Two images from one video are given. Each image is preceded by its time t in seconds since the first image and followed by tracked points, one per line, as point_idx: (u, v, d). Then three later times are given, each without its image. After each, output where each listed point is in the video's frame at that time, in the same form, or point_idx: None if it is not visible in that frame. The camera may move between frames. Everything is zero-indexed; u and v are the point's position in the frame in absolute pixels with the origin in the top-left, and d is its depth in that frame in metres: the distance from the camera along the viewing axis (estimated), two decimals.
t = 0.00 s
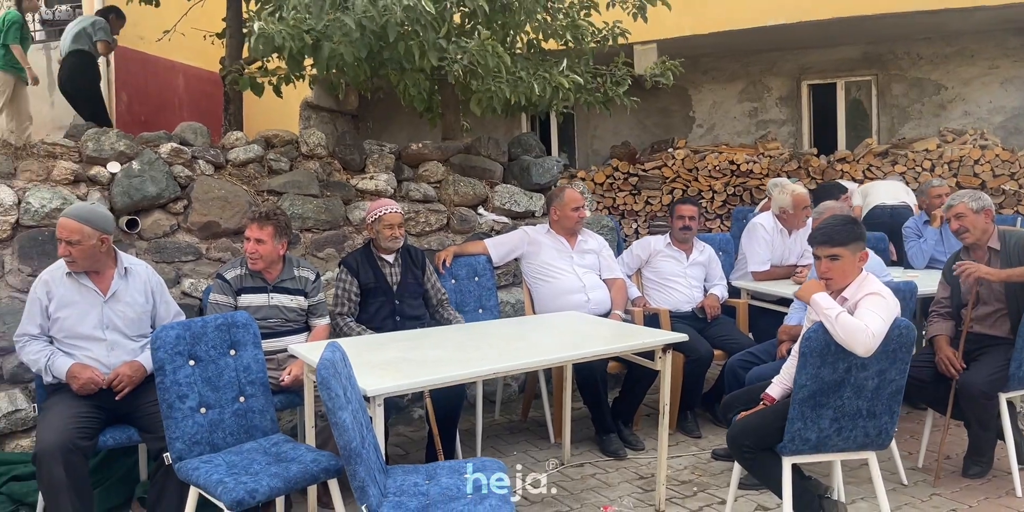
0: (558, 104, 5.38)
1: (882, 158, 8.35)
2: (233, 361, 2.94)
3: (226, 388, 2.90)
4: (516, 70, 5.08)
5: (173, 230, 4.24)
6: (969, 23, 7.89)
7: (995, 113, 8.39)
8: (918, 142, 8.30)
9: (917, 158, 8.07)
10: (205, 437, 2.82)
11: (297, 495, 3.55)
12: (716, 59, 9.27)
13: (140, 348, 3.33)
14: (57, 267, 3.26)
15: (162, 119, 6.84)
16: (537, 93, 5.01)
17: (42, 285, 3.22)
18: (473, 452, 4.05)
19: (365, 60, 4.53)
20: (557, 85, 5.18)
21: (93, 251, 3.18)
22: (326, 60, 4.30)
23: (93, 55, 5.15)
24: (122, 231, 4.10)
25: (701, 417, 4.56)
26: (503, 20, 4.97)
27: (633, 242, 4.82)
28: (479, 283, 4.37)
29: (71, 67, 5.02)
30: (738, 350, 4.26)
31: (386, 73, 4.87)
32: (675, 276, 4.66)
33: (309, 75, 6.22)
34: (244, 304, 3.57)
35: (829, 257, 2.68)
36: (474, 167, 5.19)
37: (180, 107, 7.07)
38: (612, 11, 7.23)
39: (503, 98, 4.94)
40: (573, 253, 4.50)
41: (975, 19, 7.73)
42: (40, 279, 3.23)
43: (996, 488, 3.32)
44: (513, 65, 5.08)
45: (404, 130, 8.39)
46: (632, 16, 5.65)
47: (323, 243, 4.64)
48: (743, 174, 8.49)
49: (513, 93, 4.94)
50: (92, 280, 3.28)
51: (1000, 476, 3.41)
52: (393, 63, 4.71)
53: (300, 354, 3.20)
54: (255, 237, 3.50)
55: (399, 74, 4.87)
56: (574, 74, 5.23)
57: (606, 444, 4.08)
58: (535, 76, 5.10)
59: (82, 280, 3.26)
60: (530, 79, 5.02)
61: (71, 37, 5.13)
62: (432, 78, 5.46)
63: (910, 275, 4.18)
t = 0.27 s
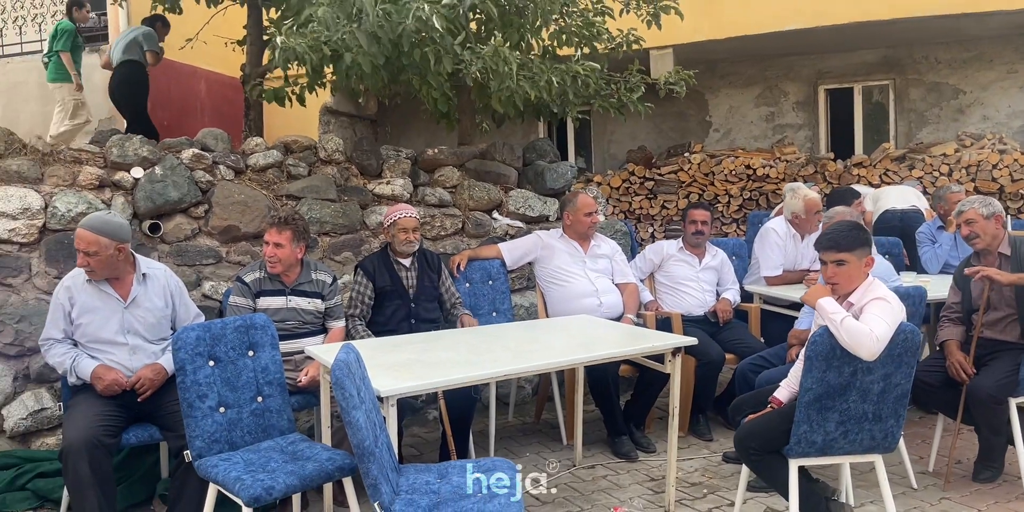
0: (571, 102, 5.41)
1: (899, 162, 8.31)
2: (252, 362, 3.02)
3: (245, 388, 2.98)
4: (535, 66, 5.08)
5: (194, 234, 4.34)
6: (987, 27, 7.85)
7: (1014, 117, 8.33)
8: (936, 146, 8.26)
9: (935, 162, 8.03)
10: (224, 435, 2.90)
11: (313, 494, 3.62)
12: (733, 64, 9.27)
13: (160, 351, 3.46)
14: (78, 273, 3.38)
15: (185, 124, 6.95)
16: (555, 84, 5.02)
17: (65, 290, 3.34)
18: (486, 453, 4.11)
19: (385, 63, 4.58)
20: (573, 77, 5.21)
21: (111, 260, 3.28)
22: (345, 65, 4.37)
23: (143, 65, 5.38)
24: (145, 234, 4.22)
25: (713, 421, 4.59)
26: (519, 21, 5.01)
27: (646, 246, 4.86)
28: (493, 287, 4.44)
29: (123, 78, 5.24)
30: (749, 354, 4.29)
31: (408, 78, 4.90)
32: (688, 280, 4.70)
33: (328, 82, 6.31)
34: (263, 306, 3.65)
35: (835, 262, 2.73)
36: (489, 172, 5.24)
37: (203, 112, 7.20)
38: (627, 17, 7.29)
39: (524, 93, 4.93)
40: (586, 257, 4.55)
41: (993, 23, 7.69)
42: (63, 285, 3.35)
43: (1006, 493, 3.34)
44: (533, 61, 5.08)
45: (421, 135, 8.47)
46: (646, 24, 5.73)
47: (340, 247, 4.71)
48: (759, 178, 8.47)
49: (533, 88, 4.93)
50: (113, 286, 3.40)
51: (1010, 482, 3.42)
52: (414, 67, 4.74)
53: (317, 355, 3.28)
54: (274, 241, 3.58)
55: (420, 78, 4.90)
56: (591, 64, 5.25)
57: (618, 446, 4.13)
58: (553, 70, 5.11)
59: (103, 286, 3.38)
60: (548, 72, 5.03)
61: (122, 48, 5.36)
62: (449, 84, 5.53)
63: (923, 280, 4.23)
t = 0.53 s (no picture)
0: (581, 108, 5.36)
1: (915, 166, 8.25)
2: (262, 362, 3.06)
3: (255, 388, 3.03)
4: (541, 72, 5.05)
5: (208, 235, 4.40)
6: (1005, 30, 7.78)
7: None
8: (952, 150, 8.21)
9: (951, 166, 7.98)
10: (234, 435, 2.95)
11: (323, 493, 3.67)
12: (748, 67, 9.24)
13: (171, 352, 3.53)
14: (91, 276, 3.47)
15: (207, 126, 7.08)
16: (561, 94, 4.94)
17: (77, 293, 3.43)
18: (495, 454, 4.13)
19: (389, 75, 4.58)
20: (580, 83, 5.15)
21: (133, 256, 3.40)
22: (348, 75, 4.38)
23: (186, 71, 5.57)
24: (160, 235, 4.29)
25: (722, 424, 4.59)
26: (525, 29, 4.94)
27: (657, 249, 4.86)
28: (503, 289, 4.46)
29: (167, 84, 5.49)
30: (758, 358, 4.30)
31: (416, 92, 4.89)
32: (698, 284, 4.70)
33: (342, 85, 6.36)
34: (275, 307, 3.70)
35: (841, 267, 2.74)
36: (501, 175, 5.25)
37: (219, 114, 7.28)
38: (639, 20, 7.29)
39: (529, 100, 4.89)
40: (596, 260, 4.55)
41: (1011, 26, 7.63)
42: (75, 288, 3.43)
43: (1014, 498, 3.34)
44: (539, 68, 5.05)
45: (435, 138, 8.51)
46: (659, 26, 5.70)
47: (352, 249, 4.76)
48: (773, 181, 8.40)
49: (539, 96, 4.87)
50: (124, 289, 3.48)
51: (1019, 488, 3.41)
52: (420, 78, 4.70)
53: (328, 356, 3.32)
54: (286, 244, 3.61)
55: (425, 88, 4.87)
56: (598, 71, 5.18)
57: (626, 449, 4.14)
58: (560, 78, 5.04)
59: (114, 289, 3.46)
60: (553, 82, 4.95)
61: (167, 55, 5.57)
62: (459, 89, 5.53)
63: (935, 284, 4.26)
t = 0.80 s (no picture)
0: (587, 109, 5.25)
1: (927, 168, 8.18)
2: (260, 361, 3.08)
3: (253, 387, 3.04)
4: (542, 77, 4.91)
5: (213, 235, 4.42)
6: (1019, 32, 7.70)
7: None
8: (965, 152, 8.14)
9: (963, 169, 7.91)
10: (231, 434, 2.96)
11: (323, 492, 3.68)
12: (759, 68, 9.18)
13: (174, 350, 3.56)
14: (94, 274, 3.48)
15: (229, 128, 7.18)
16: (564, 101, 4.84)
17: (81, 291, 3.45)
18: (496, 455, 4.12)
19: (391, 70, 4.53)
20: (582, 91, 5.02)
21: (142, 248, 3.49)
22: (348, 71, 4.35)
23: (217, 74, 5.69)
24: (165, 235, 4.32)
25: (725, 427, 4.57)
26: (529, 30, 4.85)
27: (661, 251, 4.85)
28: (506, 290, 4.46)
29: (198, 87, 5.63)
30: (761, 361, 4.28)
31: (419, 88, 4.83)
32: (702, 286, 4.68)
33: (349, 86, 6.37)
34: (277, 308, 3.70)
35: (839, 270, 2.74)
36: (506, 176, 5.24)
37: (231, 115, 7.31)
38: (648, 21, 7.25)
39: (530, 104, 4.78)
40: (599, 262, 4.55)
41: None
42: (78, 286, 3.45)
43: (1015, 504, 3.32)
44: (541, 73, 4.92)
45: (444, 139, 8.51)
46: (666, 27, 5.69)
47: (356, 250, 4.75)
48: (783, 183, 8.35)
49: (542, 101, 4.79)
50: (127, 287, 3.51)
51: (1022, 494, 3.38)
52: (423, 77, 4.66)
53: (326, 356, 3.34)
54: (289, 245, 3.60)
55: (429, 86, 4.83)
56: (600, 79, 5.05)
57: (628, 451, 4.12)
58: (563, 83, 4.91)
59: (117, 287, 3.48)
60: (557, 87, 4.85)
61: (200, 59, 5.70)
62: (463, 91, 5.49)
63: (940, 288, 4.30)
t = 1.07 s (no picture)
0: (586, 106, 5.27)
1: (934, 169, 8.11)
2: (248, 360, 3.08)
3: (241, 386, 3.04)
4: (540, 72, 4.87)
5: (209, 233, 4.43)
6: None
7: None
8: (972, 154, 8.08)
9: (970, 170, 7.83)
10: (219, 432, 2.96)
11: (313, 490, 3.68)
12: (766, 68, 9.12)
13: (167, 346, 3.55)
14: (89, 268, 3.49)
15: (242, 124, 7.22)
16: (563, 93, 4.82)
17: (76, 285, 3.45)
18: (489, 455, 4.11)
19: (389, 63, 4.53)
20: (581, 84, 5.01)
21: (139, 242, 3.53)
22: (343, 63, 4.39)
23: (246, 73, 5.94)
24: (161, 233, 4.33)
25: (720, 429, 4.54)
26: (527, 26, 4.87)
27: (658, 252, 4.82)
28: (502, 290, 4.44)
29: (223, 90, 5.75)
30: (757, 362, 4.25)
31: (414, 85, 4.82)
32: (700, 287, 4.65)
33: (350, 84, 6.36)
34: (269, 306, 3.67)
35: (829, 272, 2.75)
36: (504, 175, 5.22)
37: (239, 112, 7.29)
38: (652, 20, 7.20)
39: (529, 99, 4.73)
40: (595, 262, 4.53)
41: None
42: (74, 279, 3.45)
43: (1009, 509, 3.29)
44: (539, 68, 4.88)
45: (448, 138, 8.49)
46: (666, 27, 5.65)
47: (352, 248, 4.74)
48: (788, 184, 8.29)
49: (541, 94, 4.76)
50: (123, 281, 3.51)
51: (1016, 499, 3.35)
52: (418, 71, 4.66)
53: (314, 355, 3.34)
54: (282, 244, 3.56)
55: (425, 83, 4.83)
56: (598, 71, 5.05)
57: (621, 452, 4.10)
58: (561, 76, 4.92)
59: (113, 281, 3.49)
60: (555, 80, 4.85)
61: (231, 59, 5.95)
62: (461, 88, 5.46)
63: (939, 291, 4.29)
